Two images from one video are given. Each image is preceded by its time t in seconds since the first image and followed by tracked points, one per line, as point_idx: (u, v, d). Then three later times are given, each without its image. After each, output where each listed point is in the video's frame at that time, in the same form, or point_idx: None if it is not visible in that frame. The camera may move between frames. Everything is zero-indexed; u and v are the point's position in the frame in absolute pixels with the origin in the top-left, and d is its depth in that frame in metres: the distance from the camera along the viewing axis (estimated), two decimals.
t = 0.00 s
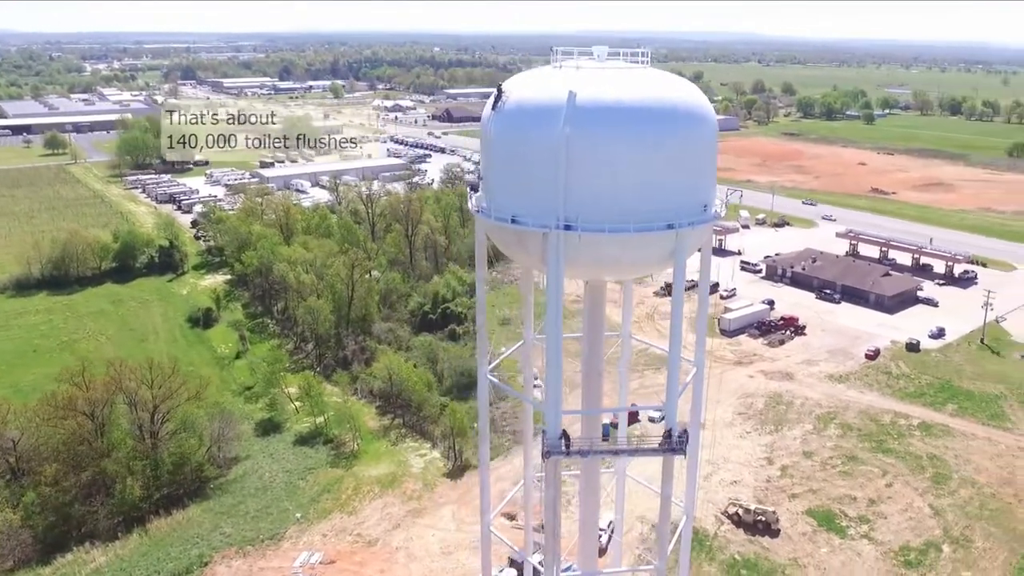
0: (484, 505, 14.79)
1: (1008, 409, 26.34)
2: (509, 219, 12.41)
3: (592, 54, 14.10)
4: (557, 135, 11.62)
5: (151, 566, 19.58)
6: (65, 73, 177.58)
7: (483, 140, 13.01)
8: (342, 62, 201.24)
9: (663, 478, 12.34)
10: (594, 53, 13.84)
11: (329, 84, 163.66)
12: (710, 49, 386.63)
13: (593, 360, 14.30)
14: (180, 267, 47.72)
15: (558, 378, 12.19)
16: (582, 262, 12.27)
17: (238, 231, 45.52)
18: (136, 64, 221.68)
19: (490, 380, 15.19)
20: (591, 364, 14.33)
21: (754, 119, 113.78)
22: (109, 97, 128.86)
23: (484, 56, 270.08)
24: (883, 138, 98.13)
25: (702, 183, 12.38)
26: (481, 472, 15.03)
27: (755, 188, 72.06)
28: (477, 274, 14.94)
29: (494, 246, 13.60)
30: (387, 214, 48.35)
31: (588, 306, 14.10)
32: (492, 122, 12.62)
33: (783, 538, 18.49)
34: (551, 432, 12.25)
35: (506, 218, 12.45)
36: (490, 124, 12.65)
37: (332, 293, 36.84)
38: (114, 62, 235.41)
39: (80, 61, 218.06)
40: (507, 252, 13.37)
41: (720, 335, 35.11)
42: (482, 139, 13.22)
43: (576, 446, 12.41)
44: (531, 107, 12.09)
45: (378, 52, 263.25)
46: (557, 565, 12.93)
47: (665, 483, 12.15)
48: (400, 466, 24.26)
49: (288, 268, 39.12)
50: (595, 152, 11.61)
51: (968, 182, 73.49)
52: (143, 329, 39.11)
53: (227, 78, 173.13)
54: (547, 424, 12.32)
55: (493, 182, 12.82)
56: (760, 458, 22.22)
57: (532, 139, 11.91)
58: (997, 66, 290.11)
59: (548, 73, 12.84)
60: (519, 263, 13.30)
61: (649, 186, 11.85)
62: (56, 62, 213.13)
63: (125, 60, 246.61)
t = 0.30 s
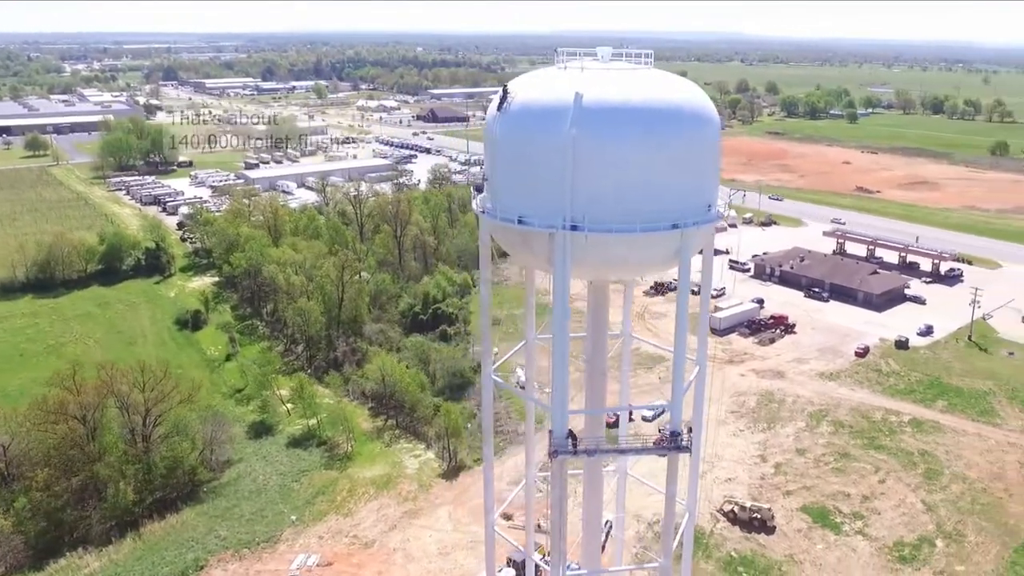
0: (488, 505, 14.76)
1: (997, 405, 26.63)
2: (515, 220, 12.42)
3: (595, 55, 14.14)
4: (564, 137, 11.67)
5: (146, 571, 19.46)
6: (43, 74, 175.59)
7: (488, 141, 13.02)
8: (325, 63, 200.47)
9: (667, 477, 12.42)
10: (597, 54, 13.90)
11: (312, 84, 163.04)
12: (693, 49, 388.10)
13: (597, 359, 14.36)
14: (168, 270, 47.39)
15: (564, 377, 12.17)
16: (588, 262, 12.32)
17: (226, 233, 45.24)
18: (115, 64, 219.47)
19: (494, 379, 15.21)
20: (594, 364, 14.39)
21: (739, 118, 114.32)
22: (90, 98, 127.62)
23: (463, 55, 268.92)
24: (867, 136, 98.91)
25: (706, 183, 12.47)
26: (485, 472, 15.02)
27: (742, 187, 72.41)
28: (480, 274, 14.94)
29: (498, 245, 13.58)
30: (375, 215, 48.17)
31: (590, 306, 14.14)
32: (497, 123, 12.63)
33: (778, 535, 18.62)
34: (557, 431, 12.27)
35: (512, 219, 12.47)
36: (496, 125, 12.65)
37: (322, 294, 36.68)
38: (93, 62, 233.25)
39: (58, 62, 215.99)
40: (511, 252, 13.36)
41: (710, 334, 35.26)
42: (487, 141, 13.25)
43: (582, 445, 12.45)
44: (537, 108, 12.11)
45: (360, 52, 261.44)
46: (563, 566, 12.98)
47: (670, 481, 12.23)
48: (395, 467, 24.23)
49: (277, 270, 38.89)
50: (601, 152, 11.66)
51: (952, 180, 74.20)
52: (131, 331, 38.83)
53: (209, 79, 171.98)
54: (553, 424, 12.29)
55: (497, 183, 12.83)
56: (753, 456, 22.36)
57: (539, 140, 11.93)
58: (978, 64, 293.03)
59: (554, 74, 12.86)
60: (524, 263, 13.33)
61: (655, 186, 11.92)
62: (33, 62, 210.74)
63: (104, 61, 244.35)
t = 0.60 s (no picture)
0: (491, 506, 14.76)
1: (985, 401, 26.93)
2: (521, 221, 12.44)
3: (598, 56, 14.17)
4: (570, 139, 11.71)
5: None
6: (19, 74, 173.52)
7: (494, 143, 13.05)
8: (307, 64, 199.83)
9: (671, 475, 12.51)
10: (601, 55, 13.94)
11: (295, 85, 162.39)
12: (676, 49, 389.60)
13: (599, 359, 14.44)
14: (154, 272, 47.01)
15: (571, 377, 12.25)
16: (594, 263, 12.40)
17: (214, 234, 44.97)
18: (96, 65, 217.80)
19: (497, 381, 15.23)
20: (597, 363, 14.46)
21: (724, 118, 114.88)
22: (70, 99, 126.29)
23: (447, 56, 268.62)
24: (851, 136, 99.68)
25: (710, 184, 12.53)
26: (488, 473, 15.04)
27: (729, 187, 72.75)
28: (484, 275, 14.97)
29: (503, 246, 13.62)
30: (363, 216, 47.97)
31: (593, 306, 14.21)
32: (502, 125, 12.66)
33: (773, 532, 18.75)
34: (563, 431, 12.34)
35: (518, 220, 12.50)
36: (501, 126, 12.68)
37: (312, 296, 36.50)
38: (72, 63, 231.08)
39: (35, 62, 214.24)
40: (516, 252, 13.41)
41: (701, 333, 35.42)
42: (491, 142, 13.28)
43: (588, 444, 12.50)
44: (543, 109, 12.14)
45: (343, 53, 260.45)
46: (569, 565, 13.08)
47: (674, 479, 12.31)
48: (389, 469, 24.20)
49: (266, 271, 38.67)
50: (607, 153, 11.70)
51: (936, 179, 74.92)
52: (119, 335, 38.54)
53: (190, 80, 170.78)
54: (560, 425, 12.37)
55: (503, 184, 12.86)
56: (747, 454, 22.49)
57: (545, 141, 11.96)
58: (958, 64, 296.23)
59: (558, 76, 12.88)
60: (529, 264, 13.39)
61: (660, 187, 11.98)
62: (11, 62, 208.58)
63: (84, 61, 242.18)
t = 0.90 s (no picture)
0: (495, 506, 14.75)
1: (974, 398, 27.23)
2: (527, 222, 12.46)
3: (601, 58, 14.21)
4: (577, 140, 11.74)
5: None
6: None
7: (499, 144, 13.06)
8: (289, 65, 199.08)
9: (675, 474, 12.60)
10: (603, 57, 14.00)
11: (278, 86, 161.64)
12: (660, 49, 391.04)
13: (603, 358, 14.46)
14: (141, 275, 46.68)
15: (577, 377, 12.29)
16: (600, 265, 12.43)
17: (201, 236, 44.66)
18: (74, 66, 215.22)
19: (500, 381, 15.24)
20: (600, 363, 14.48)
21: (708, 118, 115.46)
22: (50, 101, 124.96)
23: (431, 56, 268.22)
24: (834, 135, 100.41)
25: (713, 184, 12.62)
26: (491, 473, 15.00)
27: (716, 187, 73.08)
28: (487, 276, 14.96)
29: (507, 247, 13.63)
30: (352, 217, 47.80)
31: (596, 307, 14.25)
32: (508, 126, 12.67)
33: (769, 530, 18.86)
34: (569, 431, 12.37)
35: (524, 221, 12.52)
36: (507, 127, 12.69)
37: (301, 298, 36.33)
38: (49, 63, 228.82)
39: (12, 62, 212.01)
40: (521, 254, 13.41)
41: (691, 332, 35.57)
42: (496, 143, 13.30)
43: (593, 444, 12.54)
44: (550, 111, 12.15)
45: (325, 53, 259.38)
46: (573, 565, 13.16)
47: (678, 478, 12.38)
48: (383, 471, 24.14)
49: (255, 273, 38.42)
50: (613, 154, 11.76)
51: (920, 178, 75.62)
52: (106, 338, 38.22)
53: (171, 81, 169.60)
54: (566, 424, 12.41)
55: (508, 186, 12.88)
56: (740, 453, 22.62)
57: (552, 143, 11.99)
58: (938, 63, 299.26)
59: (563, 77, 12.93)
60: (533, 265, 13.41)
61: (665, 187, 12.05)
62: None
63: (63, 62, 239.49)
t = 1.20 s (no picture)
0: (498, 506, 14.73)
1: (962, 394, 27.51)
2: (533, 222, 12.50)
3: (603, 59, 14.27)
4: (584, 141, 11.80)
5: None
6: None
7: (503, 145, 13.09)
8: (271, 65, 198.04)
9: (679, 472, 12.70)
10: (606, 58, 14.06)
11: (260, 86, 160.80)
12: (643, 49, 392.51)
13: (605, 358, 14.53)
14: (127, 277, 46.35)
15: (583, 376, 12.37)
16: (605, 265, 12.50)
17: (189, 238, 44.32)
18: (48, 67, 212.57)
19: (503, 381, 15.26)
20: (603, 362, 14.55)
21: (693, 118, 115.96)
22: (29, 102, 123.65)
23: (414, 56, 267.72)
24: (818, 134, 101.10)
25: (716, 184, 12.70)
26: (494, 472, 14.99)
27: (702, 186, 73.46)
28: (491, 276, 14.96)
29: (511, 247, 13.67)
30: (339, 218, 47.61)
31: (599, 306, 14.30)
32: (512, 127, 12.70)
33: (764, 527, 18.98)
34: (575, 431, 12.44)
35: (529, 222, 12.56)
36: (512, 128, 12.72)
37: (291, 299, 36.17)
38: (26, 62, 226.56)
39: None
40: (525, 254, 13.45)
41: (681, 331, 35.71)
42: (500, 144, 13.32)
43: (598, 443, 12.61)
44: (554, 112, 12.20)
45: (308, 53, 258.35)
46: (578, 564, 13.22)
47: (683, 476, 12.49)
48: (377, 472, 24.10)
49: (244, 274, 38.17)
50: (619, 154, 11.83)
51: (903, 176, 76.29)
52: (93, 341, 37.91)
53: (151, 81, 168.22)
54: (572, 424, 12.48)
55: (512, 187, 12.92)
56: (733, 451, 22.74)
57: (558, 143, 12.03)
58: (919, 63, 301.74)
59: (567, 78, 12.98)
60: (538, 266, 13.46)
61: (669, 187, 12.13)
62: None
63: (40, 62, 236.88)
